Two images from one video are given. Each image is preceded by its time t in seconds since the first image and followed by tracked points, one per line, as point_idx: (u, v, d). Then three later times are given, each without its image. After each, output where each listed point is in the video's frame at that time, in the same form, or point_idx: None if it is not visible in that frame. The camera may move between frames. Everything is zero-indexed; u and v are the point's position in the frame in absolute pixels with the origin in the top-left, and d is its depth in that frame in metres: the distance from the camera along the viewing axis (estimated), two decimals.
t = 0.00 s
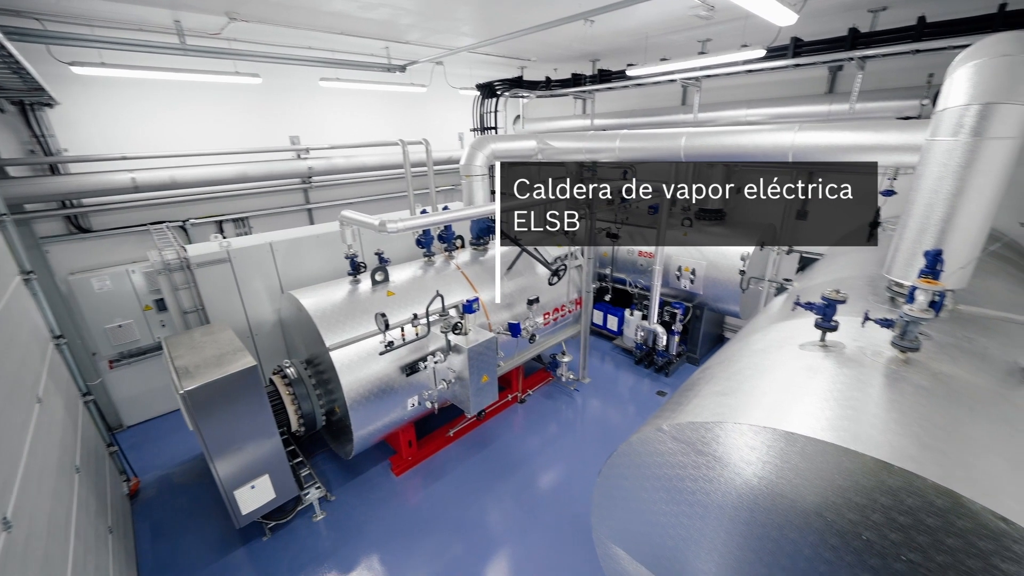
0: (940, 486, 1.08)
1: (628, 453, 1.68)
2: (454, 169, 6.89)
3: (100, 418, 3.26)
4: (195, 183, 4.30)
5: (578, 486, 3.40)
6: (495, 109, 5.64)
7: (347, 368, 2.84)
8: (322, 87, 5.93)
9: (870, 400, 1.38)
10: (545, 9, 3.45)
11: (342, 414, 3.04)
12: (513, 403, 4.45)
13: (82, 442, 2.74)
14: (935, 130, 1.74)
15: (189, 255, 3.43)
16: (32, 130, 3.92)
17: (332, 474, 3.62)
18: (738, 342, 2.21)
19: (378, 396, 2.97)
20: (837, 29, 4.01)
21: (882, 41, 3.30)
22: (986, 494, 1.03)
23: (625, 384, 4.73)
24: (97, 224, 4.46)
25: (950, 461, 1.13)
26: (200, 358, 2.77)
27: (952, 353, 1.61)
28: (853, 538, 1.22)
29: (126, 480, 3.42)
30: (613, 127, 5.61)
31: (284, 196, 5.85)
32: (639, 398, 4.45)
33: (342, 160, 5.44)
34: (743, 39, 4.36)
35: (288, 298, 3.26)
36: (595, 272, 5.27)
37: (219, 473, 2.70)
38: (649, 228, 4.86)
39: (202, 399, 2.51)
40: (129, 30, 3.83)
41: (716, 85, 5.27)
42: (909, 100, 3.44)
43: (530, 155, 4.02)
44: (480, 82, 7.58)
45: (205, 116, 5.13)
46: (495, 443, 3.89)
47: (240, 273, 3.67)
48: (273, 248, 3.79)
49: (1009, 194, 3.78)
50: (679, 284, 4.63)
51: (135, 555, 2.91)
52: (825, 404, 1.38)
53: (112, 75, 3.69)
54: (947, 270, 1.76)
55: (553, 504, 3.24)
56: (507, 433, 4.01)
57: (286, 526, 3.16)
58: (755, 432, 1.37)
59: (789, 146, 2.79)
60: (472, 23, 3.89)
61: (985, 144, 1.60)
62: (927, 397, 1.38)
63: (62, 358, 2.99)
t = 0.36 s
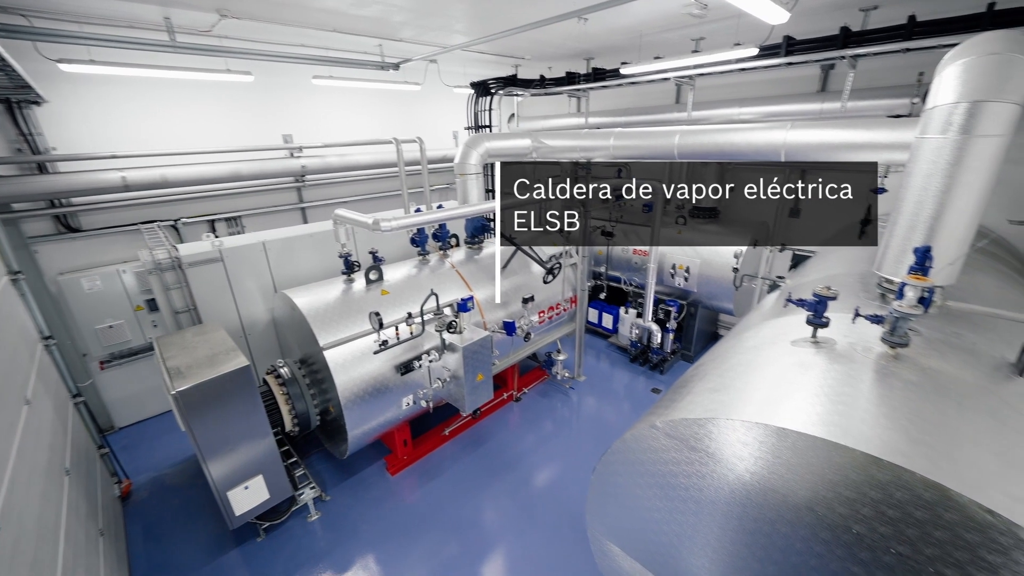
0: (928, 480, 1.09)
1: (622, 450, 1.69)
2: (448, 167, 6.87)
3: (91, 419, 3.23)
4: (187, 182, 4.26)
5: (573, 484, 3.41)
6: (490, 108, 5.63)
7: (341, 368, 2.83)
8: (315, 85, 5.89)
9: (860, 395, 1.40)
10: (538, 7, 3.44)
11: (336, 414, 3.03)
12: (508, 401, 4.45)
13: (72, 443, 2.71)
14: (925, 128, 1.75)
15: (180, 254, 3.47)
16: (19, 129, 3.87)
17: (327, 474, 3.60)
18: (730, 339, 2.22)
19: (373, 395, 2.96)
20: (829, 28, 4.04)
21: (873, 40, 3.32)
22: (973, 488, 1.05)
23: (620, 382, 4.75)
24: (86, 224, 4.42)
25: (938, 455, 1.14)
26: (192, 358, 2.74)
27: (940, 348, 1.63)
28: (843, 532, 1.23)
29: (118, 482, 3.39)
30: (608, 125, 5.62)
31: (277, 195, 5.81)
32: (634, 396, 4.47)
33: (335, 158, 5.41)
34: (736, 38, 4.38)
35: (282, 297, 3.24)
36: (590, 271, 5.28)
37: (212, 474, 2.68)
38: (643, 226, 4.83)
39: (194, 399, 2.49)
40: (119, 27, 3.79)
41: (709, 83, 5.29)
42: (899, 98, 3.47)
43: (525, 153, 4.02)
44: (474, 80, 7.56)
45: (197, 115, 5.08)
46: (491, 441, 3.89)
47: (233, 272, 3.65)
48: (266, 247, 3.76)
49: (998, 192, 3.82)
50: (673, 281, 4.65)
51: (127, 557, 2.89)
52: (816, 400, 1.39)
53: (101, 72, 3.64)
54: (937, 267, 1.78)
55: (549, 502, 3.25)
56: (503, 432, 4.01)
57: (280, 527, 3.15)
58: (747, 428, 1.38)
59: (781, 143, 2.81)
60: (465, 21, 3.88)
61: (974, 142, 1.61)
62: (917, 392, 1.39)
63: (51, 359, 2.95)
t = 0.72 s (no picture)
0: (917, 474, 1.10)
1: (616, 447, 1.70)
2: (443, 166, 6.85)
3: (81, 421, 3.19)
4: (177, 180, 4.22)
5: (569, 482, 3.42)
6: (484, 106, 5.62)
7: (334, 367, 2.81)
8: (307, 82, 5.84)
9: (850, 391, 1.41)
10: (532, 5, 3.43)
11: (330, 413, 3.02)
12: (504, 399, 4.45)
13: (61, 445, 2.68)
14: (914, 126, 1.77)
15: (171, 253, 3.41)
16: (5, 126, 3.83)
17: (322, 474, 3.59)
18: (723, 336, 2.23)
19: (367, 394, 2.95)
20: (821, 27, 4.07)
21: (864, 39, 3.35)
22: (959, 481, 1.06)
23: (615, 380, 4.76)
24: (75, 223, 4.36)
25: (926, 449, 1.16)
26: (183, 358, 2.72)
27: (928, 344, 1.65)
28: (833, 526, 1.25)
29: (109, 484, 3.36)
30: (602, 123, 5.62)
31: (270, 193, 5.76)
32: (629, 393, 4.49)
33: (328, 156, 5.38)
34: (728, 36, 4.40)
35: (274, 296, 3.22)
36: (585, 269, 5.29)
37: (204, 475, 2.66)
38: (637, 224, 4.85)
39: (186, 400, 2.47)
40: (106, 23, 3.74)
41: (702, 82, 5.31)
42: (890, 97, 3.50)
43: (519, 152, 4.02)
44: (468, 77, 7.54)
45: (187, 112, 5.03)
46: (486, 440, 3.90)
47: (225, 272, 3.62)
48: (259, 246, 3.74)
49: (986, 190, 3.88)
50: (667, 279, 4.67)
51: (119, 559, 2.86)
52: (807, 395, 1.40)
53: (89, 69, 3.59)
54: (926, 263, 1.80)
55: (544, 500, 3.26)
56: (498, 430, 4.01)
57: (274, 527, 3.13)
58: (740, 425, 1.39)
59: (773, 142, 2.82)
60: (459, 18, 3.86)
61: (961, 140, 1.63)
62: (905, 387, 1.41)
63: (40, 360, 2.92)
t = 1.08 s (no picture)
0: (905, 467, 1.11)
1: (610, 444, 1.71)
2: (437, 164, 6.83)
3: (71, 422, 3.15)
4: (168, 179, 4.18)
5: (564, 479, 3.43)
6: (477, 104, 5.61)
7: (328, 367, 2.80)
8: (299, 80, 5.80)
9: (840, 386, 1.42)
10: (525, 2, 3.43)
11: (324, 413, 3.00)
12: (499, 398, 4.46)
13: (51, 447, 2.65)
14: (903, 124, 1.78)
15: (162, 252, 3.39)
16: None
17: (316, 474, 3.57)
18: (716, 333, 2.24)
19: (362, 394, 2.94)
20: (812, 26, 4.10)
21: (855, 38, 3.37)
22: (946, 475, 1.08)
23: (610, 378, 4.78)
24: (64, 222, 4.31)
25: (914, 443, 1.17)
26: (175, 359, 2.69)
27: (917, 339, 1.67)
28: (824, 520, 1.26)
29: (101, 486, 3.32)
30: (596, 122, 5.62)
31: (262, 192, 5.72)
32: (624, 391, 4.51)
33: (322, 155, 5.35)
34: (721, 34, 4.42)
35: (267, 296, 3.20)
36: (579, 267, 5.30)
37: (197, 476, 2.64)
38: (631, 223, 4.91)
39: (177, 401, 2.44)
40: (94, 18, 3.69)
41: (695, 80, 5.33)
42: (881, 95, 3.52)
43: (513, 150, 4.02)
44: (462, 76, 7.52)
45: (178, 110, 4.98)
46: (481, 438, 3.90)
47: (217, 271, 3.59)
48: (251, 245, 3.71)
49: (974, 187, 3.92)
50: (661, 277, 4.69)
51: (111, 562, 2.84)
52: (798, 391, 1.41)
53: (78, 66, 3.55)
54: (915, 260, 1.82)
55: (540, 498, 3.27)
56: (494, 429, 4.01)
57: (268, 528, 3.11)
58: (731, 421, 1.40)
59: (766, 140, 2.84)
60: (452, 16, 3.85)
61: (949, 138, 1.64)
62: (894, 383, 1.42)
63: (29, 361, 2.88)
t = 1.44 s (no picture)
0: (894, 462, 1.13)
1: (604, 441, 1.72)
2: (432, 163, 6.82)
3: (62, 424, 3.12)
4: (159, 178, 4.14)
5: (560, 478, 3.44)
6: (472, 103, 5.60)
7: (322, 367, 2.79)
8: (292, 78, 5.76)
9: (832, 382, 1.44)
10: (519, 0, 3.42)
11: (319, 413, 2.99)
12: (494, 397, 4.46)
13: (42, 449, 2.62)
14: (893, 123, 1.80)
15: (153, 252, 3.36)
16: None
17: (311, 474, 3.56)
18: (710, 330, 2.26)
19: (357, 393, 2.94)
20: (803, 25, 4.13)
21: (846, 37, 3.40)
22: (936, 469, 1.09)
23: (606, 376, 4.80)
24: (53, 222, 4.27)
25: (904, 438, 1.19)
26: (167, 360, 2.67)
27: (908, 336, 1.69)
28: (815, 516, 1.27)
29: (93, 488, 3.29)
30: (591, 120, 5.63)
31: (256, 191, 5.68)
32: (619, 389, 4.52)
33: (315, 153, 5.31)
34: (714, 33, 4.44)
35: (261, 295, 3.18)
36: (575, 266, 5.31)
37: (190, 477, 2.62)
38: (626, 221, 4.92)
39: (170, 402, 2.43)
40: (83, 15, 3.65)
41: (688, 79, 5.36)
42: (872, 94, 3.56)
43: (507, 148, 4.02)
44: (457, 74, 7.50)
45: (169, 108, 4.93)
46: (477, 437, 3.90)
47: (209, 272, 3.56)
48: (244, 245, 3.68)
49: (963, 186, 3.97)
50: (656, 276, 4.71)
51: (103, 564, 2.81)
52: (790, 387, 1.43)
53: (67, 63, 3.52)
54: (906, 257, 1.83)
55: (536, 496, 3.28)
56: (489, 428, 4.02)
57: (263, 529, 3.10)
58: (723, 417, 1.41)
59: (758, 138, 2.85)
60: (446, 14, 3.84)
61: (938, 136, 1.66)
62: (884, 379, 1.44)
63: (18, 362, 2.85)
